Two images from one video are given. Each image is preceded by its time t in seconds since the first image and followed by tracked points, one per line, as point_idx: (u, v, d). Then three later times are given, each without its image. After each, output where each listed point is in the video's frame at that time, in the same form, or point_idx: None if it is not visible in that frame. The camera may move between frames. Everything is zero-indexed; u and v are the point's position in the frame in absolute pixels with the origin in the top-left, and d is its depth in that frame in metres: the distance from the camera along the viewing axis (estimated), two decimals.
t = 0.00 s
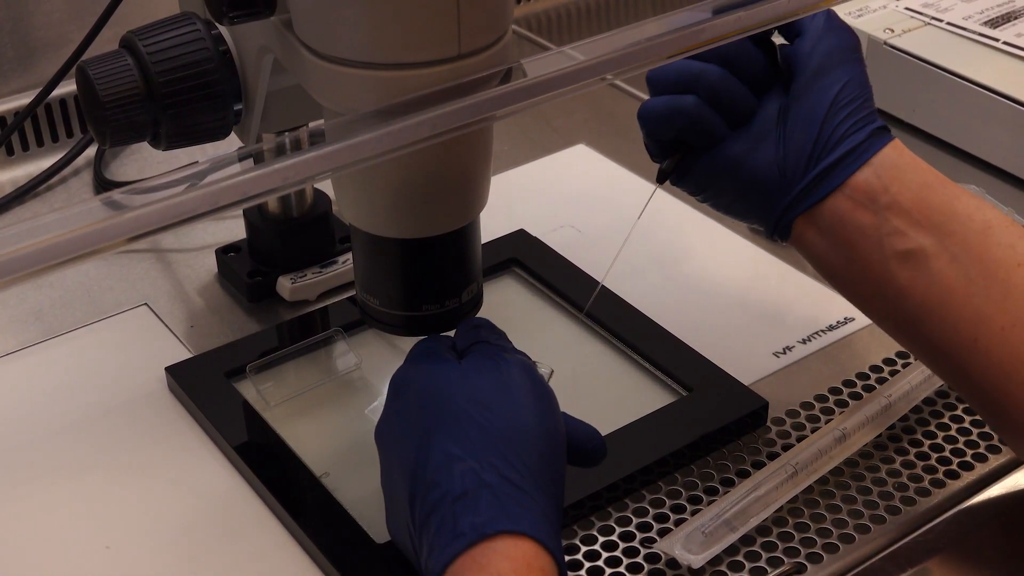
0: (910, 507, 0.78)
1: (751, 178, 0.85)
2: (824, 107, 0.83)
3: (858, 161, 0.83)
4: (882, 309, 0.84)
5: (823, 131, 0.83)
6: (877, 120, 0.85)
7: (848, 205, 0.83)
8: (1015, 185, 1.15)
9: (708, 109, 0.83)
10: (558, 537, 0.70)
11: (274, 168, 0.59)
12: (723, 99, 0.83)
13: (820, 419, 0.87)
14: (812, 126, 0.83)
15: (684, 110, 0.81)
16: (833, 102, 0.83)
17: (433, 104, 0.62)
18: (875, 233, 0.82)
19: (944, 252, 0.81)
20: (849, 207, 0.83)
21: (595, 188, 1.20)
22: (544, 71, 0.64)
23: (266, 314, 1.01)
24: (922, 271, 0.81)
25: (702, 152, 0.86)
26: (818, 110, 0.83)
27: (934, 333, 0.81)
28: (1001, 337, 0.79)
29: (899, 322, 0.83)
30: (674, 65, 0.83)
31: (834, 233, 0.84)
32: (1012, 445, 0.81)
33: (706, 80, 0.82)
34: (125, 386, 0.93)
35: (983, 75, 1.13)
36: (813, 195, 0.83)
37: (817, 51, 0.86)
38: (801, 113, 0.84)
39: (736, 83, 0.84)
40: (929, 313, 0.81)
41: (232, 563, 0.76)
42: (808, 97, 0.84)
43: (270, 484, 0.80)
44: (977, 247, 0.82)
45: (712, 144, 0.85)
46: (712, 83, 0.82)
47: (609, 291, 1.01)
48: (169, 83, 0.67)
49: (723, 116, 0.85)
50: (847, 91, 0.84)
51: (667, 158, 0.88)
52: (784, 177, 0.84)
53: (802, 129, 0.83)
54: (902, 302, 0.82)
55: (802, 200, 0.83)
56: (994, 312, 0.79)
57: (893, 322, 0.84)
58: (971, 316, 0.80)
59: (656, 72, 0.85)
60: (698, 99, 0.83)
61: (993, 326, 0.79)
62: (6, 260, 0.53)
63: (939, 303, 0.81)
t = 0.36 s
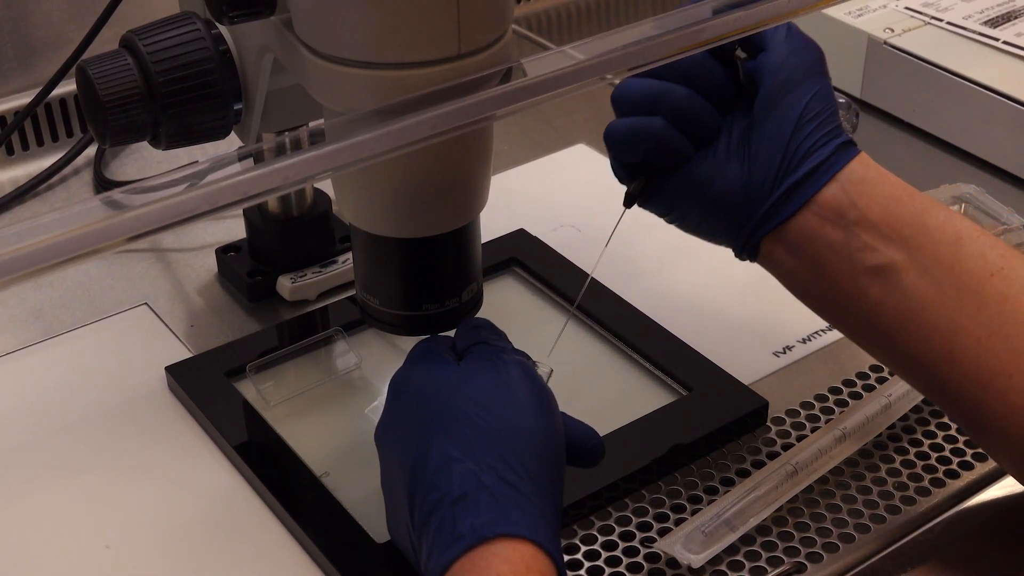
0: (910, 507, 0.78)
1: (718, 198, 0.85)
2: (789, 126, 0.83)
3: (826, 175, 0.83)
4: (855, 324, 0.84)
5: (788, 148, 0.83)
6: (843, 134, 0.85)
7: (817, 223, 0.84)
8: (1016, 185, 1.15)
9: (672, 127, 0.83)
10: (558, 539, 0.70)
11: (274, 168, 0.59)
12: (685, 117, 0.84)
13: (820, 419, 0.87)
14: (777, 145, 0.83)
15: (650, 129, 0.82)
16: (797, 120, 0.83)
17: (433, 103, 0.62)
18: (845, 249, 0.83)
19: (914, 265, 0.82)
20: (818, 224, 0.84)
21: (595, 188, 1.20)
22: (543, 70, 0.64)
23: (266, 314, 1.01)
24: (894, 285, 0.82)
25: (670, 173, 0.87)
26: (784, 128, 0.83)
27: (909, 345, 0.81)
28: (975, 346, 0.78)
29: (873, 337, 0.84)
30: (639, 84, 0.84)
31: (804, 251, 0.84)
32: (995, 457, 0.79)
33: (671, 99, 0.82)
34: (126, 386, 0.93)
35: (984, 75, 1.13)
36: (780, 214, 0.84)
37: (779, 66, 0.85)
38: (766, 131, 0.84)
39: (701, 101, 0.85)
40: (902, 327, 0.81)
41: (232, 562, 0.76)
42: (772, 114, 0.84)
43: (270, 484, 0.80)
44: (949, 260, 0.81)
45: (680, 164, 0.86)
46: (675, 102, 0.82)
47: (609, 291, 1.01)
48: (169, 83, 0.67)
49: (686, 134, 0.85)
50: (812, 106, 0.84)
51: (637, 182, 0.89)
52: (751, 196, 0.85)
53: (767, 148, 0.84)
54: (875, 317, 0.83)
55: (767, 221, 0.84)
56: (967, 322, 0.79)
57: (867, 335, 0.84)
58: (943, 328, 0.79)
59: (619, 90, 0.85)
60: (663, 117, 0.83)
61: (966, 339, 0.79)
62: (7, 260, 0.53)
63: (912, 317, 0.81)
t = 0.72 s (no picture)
0: (911, 507, 0.78)
1: (684, 242, 0.83)
2: (749, 167, 0.81)
3: (793, 212, 0.81)
4: (833, 361, 0.83)
5: (753, 187, 0.81)
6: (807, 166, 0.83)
7: (787, 261, 0.82)
8: (1016, 185, 1.15)
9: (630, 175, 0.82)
10: (558, 535, 0.70)
11: (274, 168, 0.59)
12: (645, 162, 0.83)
13: (820, 418, 0.87)
14: (741, 183, 0.81)
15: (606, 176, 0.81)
16: (757, 158, 0.81)
17: (434, 103, 0.62)
18: (818, 286, 0.81)
19: (888, 297, 0.80)
20: (788, 263, 0.82)
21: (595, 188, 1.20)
22: (543, 70, 0.64)
23: (266, 313, 1.01)
24: (872, 319, 0.80)
25: (631, 217, 0.84)
26: (745, 168, 0.81)
27: (889, 380, 0.79)
28: (957, 374, 0.77)
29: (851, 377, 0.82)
30: (596, 127, 0.82)
31: (776, 291, 0.82)
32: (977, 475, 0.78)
33: (629, 144, 0.81)
34: (126, 385, 0.93)
35: (984, 74, 1.13)
36: (748, 258, 0.81)
37: (738, 96, 0.83)
38: (729, 169, 0.82)
39: (659, 143, 0.83)
40: (882, 363, 0.80)
41: (232, 562, 0.76)
42: (734, 150, 0.82)
43: (270, 484, 0.80)
44: (922, 288, 0.80)
45: (642, 208, 0.84)
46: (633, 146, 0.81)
47: (609, 290, 1.01)
48: (168, 83, 0.67)
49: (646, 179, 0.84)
50: (774, 138, 0.81)
51: (596, 225, 0.86)
52: (718, 238, 0.83)
53: (732, 187, 0.81)
54: (854, 355, 0.81)
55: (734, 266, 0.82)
56: (947, 350, 0.77)
57: (845, 372, 0.83)
58: (924, 358, 0.78)
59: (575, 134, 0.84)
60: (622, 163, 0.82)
61: (947, 370, 0.77)
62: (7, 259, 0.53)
63: (892, 352, 0.79)
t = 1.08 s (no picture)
0: (911, 507, 0.78)
1: (656, 295, 0.83)
2: (720, 214, 0.81)
3: (765, 259, 0.81)
4: (815, 398, 0.82)
5: (723, 235, 0.81)
6: (777, 208, 0.82)
7: (764, 306, 0.82)
8: (1016, 185, 1.15)
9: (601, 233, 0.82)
10: (557, 532, 0.70)
11: (274, 168, 0.59)
12: (615, 216, 0.83)
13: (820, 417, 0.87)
14: (712, 233, 0.81)
15: (577, 232, 0.81)
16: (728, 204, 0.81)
17: (435, 103, 0.62)
18: (797, 329, 0.81)
19: (868, 335, 0.79)
20: (765, 307, 0.81)
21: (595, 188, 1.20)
22: (544, 70, 0.64)
23: (266, 313, 1.01)
24: (852, 357, 0.80)
25: (603, 271, 0.85)
26: (715, 216, 0.81)
27: (874, 416, 0.79)
28: (945, 406, 0.77)
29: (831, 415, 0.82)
30: (561, 181, 0.83)
31: (755, 337, 0.82)
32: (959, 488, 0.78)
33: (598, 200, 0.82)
34: (126, 385, 0.93)
35: (984, 74, 1.13)
36: (723, 306, 0.81)
37: (705, 145, 0.83)
38: (698, 220, 0.82)
39: (628, 196, 0.83)
40: (865, 401, 0.79)
41: (232, 562, 0.76)
42: (701, 198, 0.82)
43: (270, 483, 0.80)
44: (903, 323, 0.79)
45: (613, 262, 0.84)
46: (603, 202, 0.82)
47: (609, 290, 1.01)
48: (169, 83, 0.67)
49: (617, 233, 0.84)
50: (741, 184, 0.82)
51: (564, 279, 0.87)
52: (692, 290, 0.82)
53: (702, 237, 0.81)
54: (835, 393, 0.81)
55: (710, 316, 0.82)
56: (933, 386, 0.77)
57: (827, 408, 0.82)
58: (909, 396, 0.78)
59: (545, 188, 0.84)
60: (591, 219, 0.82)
61: (932, 403, 0.77)
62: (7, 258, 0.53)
63: (875, 391, 0.79)
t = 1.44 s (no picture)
0: (911, 507, 0.78)
1: (650, 310, 0.82)
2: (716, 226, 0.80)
3: (760, 271, 0.81)
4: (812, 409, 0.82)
5: (719, 248, 0.80)
6: (771, 220, 0.82)
7: (760, 318, 0.82)
8: (1016, 184, 1.15)
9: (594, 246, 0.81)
10: (557, 531, 0.70)
11: (275, 168, 0.59)
12: (607, 229, 0.82)
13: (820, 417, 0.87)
14: (705, 246, 0.81)
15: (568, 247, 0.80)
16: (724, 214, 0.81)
17: (435, 103, 0.62)
18: (793, 341, 0.81)
19: (864, 345, 0.80)
20: (761, 319, 0.82)
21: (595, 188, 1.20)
22: (544, 70, 0.64)
23: (266, 313, 1.01)
24: (850, 367, 0.80)
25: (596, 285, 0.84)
26: (711, 227, 0.80)
27: (871, 426, 0.79)
28: (942, 414, 0.77)
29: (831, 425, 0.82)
30: (553, 195, 0.82)
31: (752, 346, 0.82)
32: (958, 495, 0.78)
33: (589, 213, 0.80)
34: (126, 385, 0.93)
35: (984, 74, 1.13)
36: (720, 320, 0.81)
37: (698, 155, 0.83)
38: (692, 233, 0.81)
39: (621, 209, 0.82)
40: (861, 412, 0.79)
41: (232, 562, 0.76)
42: (696, 209, 0.81)
43: (270, 483, 0.80)
44: (899, 331, 0.79)
45: (607, 276, 0.83)
46: (593, 216, 0.80)
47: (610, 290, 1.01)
48: (168, 83, 0.67)
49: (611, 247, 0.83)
50: (735, 196, 0.81)
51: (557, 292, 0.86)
52: (687, 303, 0.81)
53: (695, 250, 0.81)
54: (831, 404, 0.80)
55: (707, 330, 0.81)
56: (929, 395, 0.77)
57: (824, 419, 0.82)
58: (907, 405, 0.78)
59: (538, 200, 0.83)
60: (582, 233, 0.81)
61: (928, 412, 0.77)
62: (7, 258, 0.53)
63: (871, 401, 0.79)
